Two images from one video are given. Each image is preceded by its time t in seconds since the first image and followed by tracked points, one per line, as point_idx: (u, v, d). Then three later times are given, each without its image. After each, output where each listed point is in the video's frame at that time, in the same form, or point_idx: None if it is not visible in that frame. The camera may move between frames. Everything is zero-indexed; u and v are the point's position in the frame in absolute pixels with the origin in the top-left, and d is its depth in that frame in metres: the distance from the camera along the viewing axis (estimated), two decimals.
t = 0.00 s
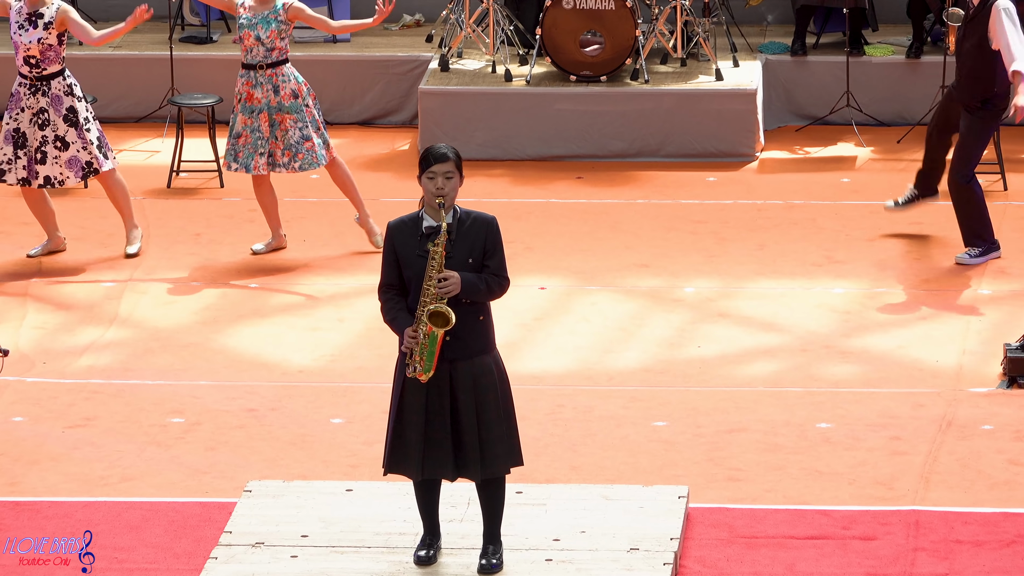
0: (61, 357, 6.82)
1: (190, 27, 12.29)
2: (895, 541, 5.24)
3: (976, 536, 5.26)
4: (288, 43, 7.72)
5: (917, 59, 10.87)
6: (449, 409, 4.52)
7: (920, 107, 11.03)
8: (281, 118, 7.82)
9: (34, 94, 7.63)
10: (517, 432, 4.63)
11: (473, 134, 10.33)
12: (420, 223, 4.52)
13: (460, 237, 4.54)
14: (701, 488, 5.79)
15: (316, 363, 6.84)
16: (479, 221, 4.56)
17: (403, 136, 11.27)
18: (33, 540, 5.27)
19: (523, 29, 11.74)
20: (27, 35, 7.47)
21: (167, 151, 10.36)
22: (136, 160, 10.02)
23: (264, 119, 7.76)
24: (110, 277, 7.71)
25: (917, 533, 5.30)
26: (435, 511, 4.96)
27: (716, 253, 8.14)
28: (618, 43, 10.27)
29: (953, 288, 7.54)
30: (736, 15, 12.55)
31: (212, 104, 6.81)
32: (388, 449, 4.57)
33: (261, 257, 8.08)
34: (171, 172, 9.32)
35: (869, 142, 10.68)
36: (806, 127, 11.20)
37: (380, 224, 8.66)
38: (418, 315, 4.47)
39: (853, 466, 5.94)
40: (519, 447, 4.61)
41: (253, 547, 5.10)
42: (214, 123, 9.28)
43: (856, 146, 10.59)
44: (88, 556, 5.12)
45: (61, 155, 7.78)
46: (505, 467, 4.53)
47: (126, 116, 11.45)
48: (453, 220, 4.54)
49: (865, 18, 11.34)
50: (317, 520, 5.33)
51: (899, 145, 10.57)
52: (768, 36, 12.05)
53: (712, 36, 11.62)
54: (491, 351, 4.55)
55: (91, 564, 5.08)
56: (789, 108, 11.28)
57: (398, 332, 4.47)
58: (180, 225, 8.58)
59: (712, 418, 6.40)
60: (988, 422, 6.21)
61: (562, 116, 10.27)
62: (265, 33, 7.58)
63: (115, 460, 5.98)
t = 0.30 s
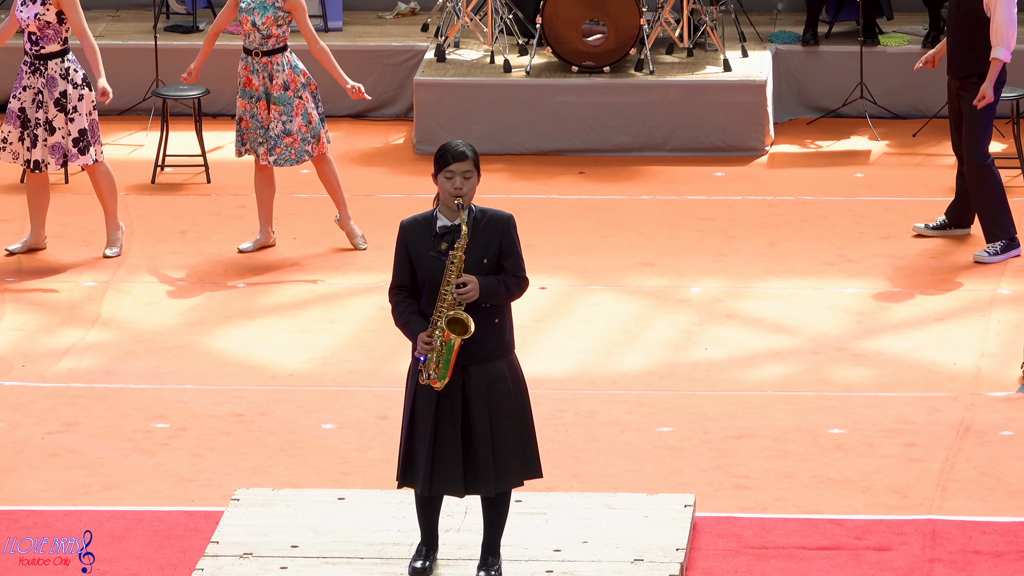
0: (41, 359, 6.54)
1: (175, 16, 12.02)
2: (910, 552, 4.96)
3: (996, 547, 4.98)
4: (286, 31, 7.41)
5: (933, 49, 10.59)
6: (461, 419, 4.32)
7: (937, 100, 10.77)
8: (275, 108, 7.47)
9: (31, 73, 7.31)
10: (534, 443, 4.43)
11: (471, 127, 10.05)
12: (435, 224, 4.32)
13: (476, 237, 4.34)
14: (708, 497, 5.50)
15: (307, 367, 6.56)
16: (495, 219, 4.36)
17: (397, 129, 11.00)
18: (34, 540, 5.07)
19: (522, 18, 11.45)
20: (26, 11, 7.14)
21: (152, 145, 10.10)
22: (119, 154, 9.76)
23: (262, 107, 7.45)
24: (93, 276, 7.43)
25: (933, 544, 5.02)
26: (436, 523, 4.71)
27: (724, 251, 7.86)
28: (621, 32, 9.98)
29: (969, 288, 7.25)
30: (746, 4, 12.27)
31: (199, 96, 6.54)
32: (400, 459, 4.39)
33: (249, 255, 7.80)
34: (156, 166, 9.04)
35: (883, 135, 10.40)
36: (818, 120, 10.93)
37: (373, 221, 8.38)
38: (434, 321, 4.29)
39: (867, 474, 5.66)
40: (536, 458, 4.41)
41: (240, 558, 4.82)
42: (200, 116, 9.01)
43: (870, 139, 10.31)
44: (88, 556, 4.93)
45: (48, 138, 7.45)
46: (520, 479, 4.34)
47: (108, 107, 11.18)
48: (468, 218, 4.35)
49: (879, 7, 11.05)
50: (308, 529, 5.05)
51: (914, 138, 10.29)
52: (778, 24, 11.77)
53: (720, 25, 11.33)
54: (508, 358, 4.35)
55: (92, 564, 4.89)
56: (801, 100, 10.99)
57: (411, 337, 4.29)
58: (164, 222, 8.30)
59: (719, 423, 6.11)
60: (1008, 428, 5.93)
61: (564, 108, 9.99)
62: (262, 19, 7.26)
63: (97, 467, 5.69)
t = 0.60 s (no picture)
0: (20, 362, 6.27)
1: (159, 4, 11.78)
2: (926, 563, 4.70)
3: (1016, 558, 4.72)
4: (269, 18, 7.12)
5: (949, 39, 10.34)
6: (469, 425, 4.12)
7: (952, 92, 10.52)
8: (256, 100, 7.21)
9: (12, 62, 7.06)
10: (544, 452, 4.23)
11: (467, 120, 9.79)
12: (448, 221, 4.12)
13: (490, 234, 4.13)
14: (715, 506, 5.24)
15: (297, 370, 6.29)
16: (511, 214, 4.15)
17: (390, 122, 10.74)
18: (33, 540, 4.90)
19: (523, 7, 11.19)
20: None
21: (135, 139, 9.85)
22: (102, 148, 9.52)
23: (243, 98, 7.18)
24: (73, 276, 7.16)
25: (950, 554, 4.76)
26: (436, 533, 4.47)
27: (731, 249, 7.60)
28: (624, 22, 9.76)
29: (986, 287, 6.98)
30: None
31: (184, 88, 6.28)
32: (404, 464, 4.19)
33: (237, 253, 7.53)
34: (139, 160, 8.79)
35: (897, 129, 10.14)
36: (829, 112, 10.69)
37: (366, 218, 8.12)
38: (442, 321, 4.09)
39: (881, 482, 5.39)
40: (545, 468, 4.21)
41: (228, 569, 4.55)
42: (185, 109, 8.76)
43: (883, 132, 10.05)
44: (90, 556, 4.75)
45: (28, 131, 7.17)
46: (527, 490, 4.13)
47: (90, 99, 10.95)
48: (482, 214, 4.14)
49: None
50: (298, 539, 4.78)
51: (930, 131, 10.02)
52: (787, 13, 11.51)
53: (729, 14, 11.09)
54: (520, 362, 4.15)
55: (93, 564, 4.72)
56: (812, 93, 10.75)
57: (419, 336, 4.09)
58: (148, 219, 8.04)
59: (727, 429, 5.85)
60: None
61: (564, 100, 9.72)
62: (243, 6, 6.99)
63: (78, 475, 5.43)
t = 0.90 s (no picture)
0: None
1: None
2: None
3: None
4: (253, 21, 6.88)
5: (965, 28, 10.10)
6: (472, 436, 3.87)
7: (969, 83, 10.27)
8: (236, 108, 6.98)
9: None
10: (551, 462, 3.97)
11: (464, 113, 9.52)
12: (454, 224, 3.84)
13: (496, 242, 3.85)
14: (723, 515, 4.97)
15: (286, 373, 6.03)
16: (520, 223, 3.87)
17: (384, 115, 10.49)
18: (33, 540, 4.71)
19: None
20: None
21: (117, 133, 9.62)
22: (82, 143, 9.29)
23: (220, 106, 6.93)
24: (53, 275, 6.90)
25: (968, 566, 4.50)
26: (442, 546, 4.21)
27: (739, 247, 7.34)
28: (628, 10, 9.48)
29: (1003, 287, 6.72)
30: None
31: (168, 80, 6.03)
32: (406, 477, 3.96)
33: (223, 252, 7.27)
34: (122, 156, 8.53)
35: (913, 122, 9.89)
36: (842, 105, 10.46)
37: (358, 215, 7.86)
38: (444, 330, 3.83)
39: (895, 490, 5.13)
40: (552, 479, 3.96)
41: None
42: (170, 102, 8.51)
43: (898, 126, 9.80)
44: (90, 555, 4.58)
45: None
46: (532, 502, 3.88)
47: (71, 92, 10.74)
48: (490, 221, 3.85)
49: None
50: (288, 550, 4.52)
51: (948, 124, 9.77)
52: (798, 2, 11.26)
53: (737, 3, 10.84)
54: (524, 370, 3.89)
55: (92, 564, 4.52)
56: (824, 84, 10.52)
57: (420, 344, 3.85)
58: (132, 216, 7.78)
59: (735, 435, 5.59)
60: None
61: (565, 92, 9.46)
62: (226, 10, 6.72)
63: (58, 483, 5.17)
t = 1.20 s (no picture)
0: None
1: None
2: None
3: None
4: None
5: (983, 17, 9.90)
6: (475, 443, 3.63)
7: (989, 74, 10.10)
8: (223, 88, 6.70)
9: None
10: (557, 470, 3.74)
11: (461, 106, 9.27)
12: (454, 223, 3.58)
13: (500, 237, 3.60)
14: (732, 525, 4.72)
15: (276, 377, 5.78)
16: (522, 215, 3.62)
17: (377, 108, 10.27)
18: (33, 540, 4.53)
19: None
20: None
21: (99, 127, 9.41)
22: (62, 136, 9.07)
23: (206, 85, 6.67)
24: (33, 275, 6.65)
25: None
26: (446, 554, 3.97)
27: (749, 246, 7.08)
28: None
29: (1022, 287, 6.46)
30: None
31: (152, 71, 5.79)
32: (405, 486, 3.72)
33: (210, 251, 7.02)
34: (104, 151, 8.29)
35: (929, 114, 9.67)
36: (856, 97, 10.28)
37: (351, 212, 7.62)
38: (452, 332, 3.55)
39: (911, 500, 4.87)
40: (558, 488, 3.73)
41: None
42: (155, 95, 8.27)
43: (914, 119, 9.57)
44: (89, 556, 4.41)
45: None
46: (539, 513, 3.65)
47: (52, 83, 10.60)
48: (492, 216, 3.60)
49: None
50: (278, 562, 4.25)
51: (966, 118, 9.54)
52: None
53: None
54: (529, 373, 3.65)
55: (92, 564, 4.37)
56: (837, 76, 10.33)
57: (426, 348, 3.56)
58: (114, 213, 7.53)
59: (744, 441, 5.34)
60: None
61: (567, 84, 9.21)
62: None
63: (38, 493, 4.91)
